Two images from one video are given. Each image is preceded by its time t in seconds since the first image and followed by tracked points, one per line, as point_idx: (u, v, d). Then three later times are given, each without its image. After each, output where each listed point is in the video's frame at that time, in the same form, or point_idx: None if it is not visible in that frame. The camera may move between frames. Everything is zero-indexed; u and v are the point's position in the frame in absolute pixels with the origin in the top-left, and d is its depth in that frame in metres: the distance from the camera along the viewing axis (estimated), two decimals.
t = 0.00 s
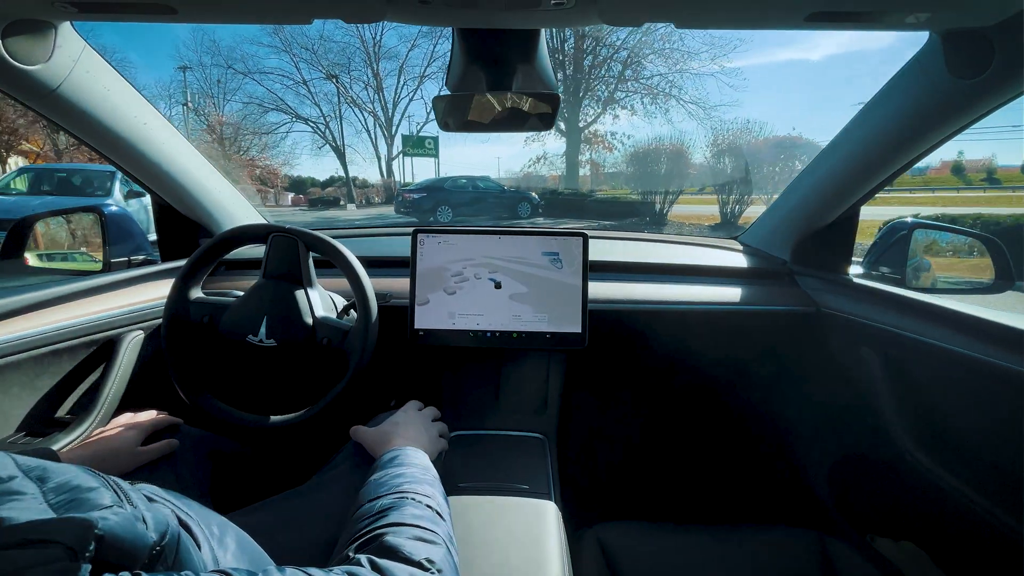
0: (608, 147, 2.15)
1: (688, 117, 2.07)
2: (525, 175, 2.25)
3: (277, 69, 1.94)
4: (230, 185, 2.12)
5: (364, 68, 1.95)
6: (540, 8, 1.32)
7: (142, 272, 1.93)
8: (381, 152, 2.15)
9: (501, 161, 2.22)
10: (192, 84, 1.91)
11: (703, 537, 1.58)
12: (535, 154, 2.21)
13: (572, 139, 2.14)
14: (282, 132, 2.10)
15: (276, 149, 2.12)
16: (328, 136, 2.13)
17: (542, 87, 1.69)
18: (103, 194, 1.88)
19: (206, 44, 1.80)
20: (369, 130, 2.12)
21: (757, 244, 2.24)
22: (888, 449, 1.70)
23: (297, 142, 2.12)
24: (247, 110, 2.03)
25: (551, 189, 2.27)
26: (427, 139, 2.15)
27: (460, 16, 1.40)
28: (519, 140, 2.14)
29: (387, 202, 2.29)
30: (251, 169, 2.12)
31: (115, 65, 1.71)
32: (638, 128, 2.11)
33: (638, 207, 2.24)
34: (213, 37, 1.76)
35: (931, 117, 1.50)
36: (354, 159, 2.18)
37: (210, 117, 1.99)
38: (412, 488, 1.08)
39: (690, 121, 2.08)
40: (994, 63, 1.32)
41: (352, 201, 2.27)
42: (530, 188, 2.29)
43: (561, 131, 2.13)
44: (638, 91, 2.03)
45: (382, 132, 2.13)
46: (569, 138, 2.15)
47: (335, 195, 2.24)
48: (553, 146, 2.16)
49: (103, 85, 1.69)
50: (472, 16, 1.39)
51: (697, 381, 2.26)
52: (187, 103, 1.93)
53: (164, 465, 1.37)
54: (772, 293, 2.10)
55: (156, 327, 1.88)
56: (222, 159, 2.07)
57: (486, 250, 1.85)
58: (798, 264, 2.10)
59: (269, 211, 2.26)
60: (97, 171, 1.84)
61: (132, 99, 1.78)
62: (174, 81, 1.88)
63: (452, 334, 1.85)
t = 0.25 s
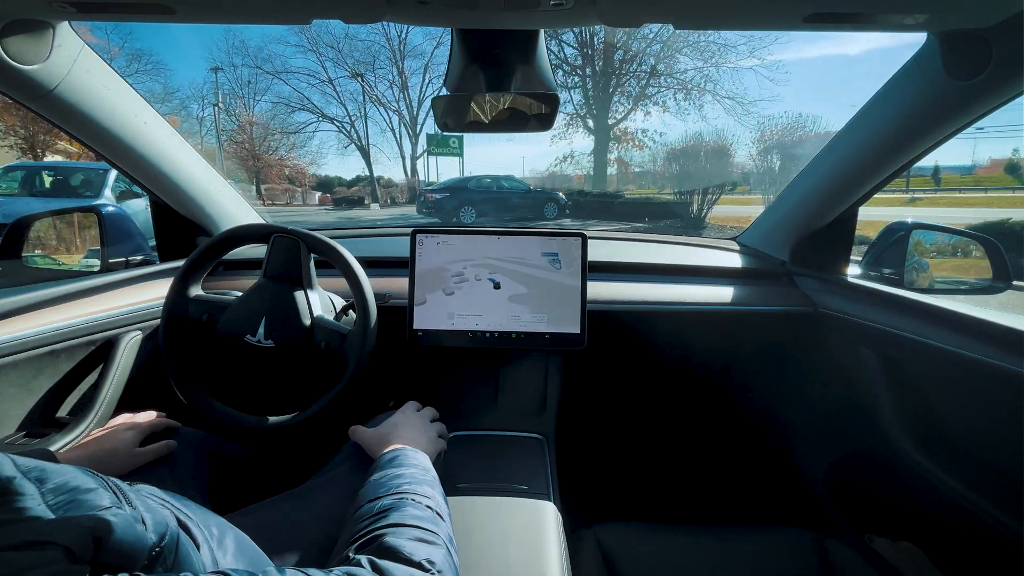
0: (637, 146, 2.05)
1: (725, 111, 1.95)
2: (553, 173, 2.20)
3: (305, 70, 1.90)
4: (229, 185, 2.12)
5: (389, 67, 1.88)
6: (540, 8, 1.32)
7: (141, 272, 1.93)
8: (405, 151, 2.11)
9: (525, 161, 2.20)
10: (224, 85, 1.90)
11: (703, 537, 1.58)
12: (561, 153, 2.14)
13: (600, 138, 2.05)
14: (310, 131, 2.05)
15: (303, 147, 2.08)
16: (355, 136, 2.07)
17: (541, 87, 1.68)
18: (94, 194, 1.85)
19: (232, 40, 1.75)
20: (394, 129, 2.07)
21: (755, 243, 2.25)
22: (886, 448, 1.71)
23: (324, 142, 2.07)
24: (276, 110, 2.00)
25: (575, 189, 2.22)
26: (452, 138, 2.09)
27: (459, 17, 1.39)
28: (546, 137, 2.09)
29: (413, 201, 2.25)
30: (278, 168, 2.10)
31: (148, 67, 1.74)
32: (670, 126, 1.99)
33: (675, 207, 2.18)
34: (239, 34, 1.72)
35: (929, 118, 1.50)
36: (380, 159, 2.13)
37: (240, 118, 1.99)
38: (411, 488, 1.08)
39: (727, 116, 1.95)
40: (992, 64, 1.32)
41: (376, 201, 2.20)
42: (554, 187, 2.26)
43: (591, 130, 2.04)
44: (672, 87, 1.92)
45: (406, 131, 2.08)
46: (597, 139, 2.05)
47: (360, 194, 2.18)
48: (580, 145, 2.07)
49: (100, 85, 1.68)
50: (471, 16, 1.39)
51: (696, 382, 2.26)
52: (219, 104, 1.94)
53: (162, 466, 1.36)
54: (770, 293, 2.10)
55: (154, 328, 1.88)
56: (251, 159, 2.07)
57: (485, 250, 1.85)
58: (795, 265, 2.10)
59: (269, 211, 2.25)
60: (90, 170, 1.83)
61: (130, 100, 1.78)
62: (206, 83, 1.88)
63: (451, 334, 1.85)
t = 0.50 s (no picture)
0: (668, 142, 2.08)
1: (762, 105, 1.98)
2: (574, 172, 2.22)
3: (328, 68, 1.94)
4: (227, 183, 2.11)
5: (413, 65, 1.90)
6: (539, 8, 1.32)
7: (139, 271, 1.92)
8: (428, 151, 2.16)
9: (548, 160, 2.22)
10: (252, 85, 1.95)
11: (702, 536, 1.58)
12: (588, 151, 2.15)
13: (629, 135, 2.07)
14: (334, 131, 2.10)
15: (329, 146, 2.13)
16: (378, 136, 2.13)
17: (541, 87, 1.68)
18: (69, 196, 1.76)
19: (257, 43, 1.81)
20: (416, 128, 2.11)
21: (754, 243, 2.25)
22: (884, 448, 1.71)
23: (349, 142, 2.13)
24: (302, 110, 2.06)
25: (600, 189, 2.24)
26: (477, 138, 2.10)
27: (459, 16, 1.39)
28: (571, 134, 2.11)
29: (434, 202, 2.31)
30: (305, 167, 2.14)
31: (182, 70, 1.80)
32: (703, 123, 2.04)
33: (710, 205, 2.20)
34: (266, 37, 1.78)
35: (928, 119, 1.50)
36: (404, 160, 2.20)
37: (268, 118, 2.03)
38: (410, 488, 1.07)
39: (762, 111, 1.99)
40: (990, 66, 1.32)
41: (399, 201, 2.28)
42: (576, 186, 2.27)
43: (619, 129, 2.06)
44: (706, 81, 1.94)
45: (430, 131, 2.13)
46: (625, 135, 2.07)
47: (380, 193, 2.25)
48: (609, 143, 2.09)
49: (98, 85, 1.67)
50: (469, 16, 1.38)
51: (695, 381, 2.27)
52: (248, 104, 1.99)
53: (159, 465, 1.36)
54: (768, 293, 2.10)
55: (152, 327, 1.87)
56: (278, 159, 2.10)
57: (485, 250, 1.85)
58: (794, 264, 2.10)
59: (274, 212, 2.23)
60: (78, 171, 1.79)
61: (129, 99, 1.77)
62: (235, 84, 1.92)
63: (450, 334, 1.84)
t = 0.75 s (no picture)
0: (699, 140, 1.99)
1: (803, 99, 1.84)
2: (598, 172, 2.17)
3: (350, 68, 1.90)
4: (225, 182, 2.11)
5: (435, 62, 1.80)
6: (537, 7, 1.32)
7: (136, 271, 1.92)
8: (451, 149, 2.17)
9: (571, 160, 2.20)
10: (278, 86, 1.94)
11: (702, 536, 1.59)
12: (614, 150, 2.10)
13: (659, 131, 2.00)
14: (357, 130, 2.07)
15: (352, 145, 2.10)
16: (400, 135, 2.10)
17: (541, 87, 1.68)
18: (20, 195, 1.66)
19: (281, 44, 1.78)
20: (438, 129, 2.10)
21: (753, 243, 2.25)
22: (883, 447, 1.71)
23: (371, 141, 2.10)
24: (326, 110, 2.01)
25: (624, 188, 2.18)
26: (499, 137, 2.14)
27: (459, 16, 1.39)
28: (596, 132, 2.10)
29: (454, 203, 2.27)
30: (329, 166, 2.12)
31: (210, 71, 1.82)
32: (737, 120, 1.94)
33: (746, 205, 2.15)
34: (290, 37, 1.75)
35: (927, 120, 1.50)
36: (425, 159, 2.19)
37: (293, 118, 2.02)
38: (409, 487, 1.07)
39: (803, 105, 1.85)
40: (988, 66, 1.32)
41: (420, 200, 2.25)
42: (601, 186, 2.22)
43: (648, 125, 2.00)
44: (741, 75, 1.79)
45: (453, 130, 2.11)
46: (655, 135, 2.01)
47: (401, 194, 2.21)
48: (637, 141, 2.03)
49: (95, 84, 1.66)
50: (468, 15, 1.38)
51: (694, 381, 2.27)
52: (273, 104, 1.98)
53: (158, 465, 1.36)
54: (767, 292, 2.11)
55: (150, 327, 1.87)
56: (302, 158, 2.10)
57: (484, 249, 1.85)
58: (793, 264, 2.11)
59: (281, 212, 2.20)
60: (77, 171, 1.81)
61: (128, 98, 1.76)
62: (262, 85, 1.92)
63: (449, 333, 1.84)
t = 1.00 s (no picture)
0: (731, 136, 1.95)
1: (845, 95, 1.71)
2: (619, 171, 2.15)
3: (371, 66, 1.82)
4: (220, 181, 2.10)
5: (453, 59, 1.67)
6: (535, 6, 1.32)
7: (135, 271, 1.92)
8: (471, 148, 2.12)
9: (594, 158, 2.16)
10: (301, 86, 1.87)
11: (703, 536, 1.58)
12: (640, 148, 2.06)
13: (687, 128, 1.95)
14: (378, 129, 2.01)
15: (373, 145, 2.06)
16: (420, 134, 2.04)
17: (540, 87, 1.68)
18: None
19: (303, 41, 1.70)
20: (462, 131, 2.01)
21: (751, 242, 2.25)
22: (882, 446, 1.71)
23: (391, 141, 2.05)
24: (348, 109, 1.95)
25: (647, 187, 2.16)
26: (521, 136, 2.04)
27: (457, 14, 1.38)
28: (622, 130, 2.04)
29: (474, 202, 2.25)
30: (351, 165, 2.09)
31: (235, 72, 1.77)
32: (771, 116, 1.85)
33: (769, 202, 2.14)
34: (312, 36, 1.67)
35: (926, 119, 1.50)
36: (445, 158, 2.15)
37: (316, 118, 1.96)
38: (408, 487, 1.07)
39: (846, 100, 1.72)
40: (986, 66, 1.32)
41: (440, 200, 2.24)
42: (623, 186, 2.20)
43: (676, 121, 1.95)
44: (777, 69, 1.70)
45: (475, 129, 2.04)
46: (683, 131, 1.97)
47: (420, 193, 2.20)
48: (664, 137, 1.99)
49: (93, 84, 1.65)
50: (468, 15, 1.38)
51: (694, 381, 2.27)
52: (295, 104, 1.92)
53: (157, 465, 1.36)
54: (766, 292, 2.11)
55: (148, 327, 1.86)
56: (324, 157, 2.06)
57: (483, 249, 1.85)
58: (792, 263, 2.11)
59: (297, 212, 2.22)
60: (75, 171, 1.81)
61: (127, 98, 1.76)
62: (284, 83, 1.85)
63: (448, 333, 1.84)
